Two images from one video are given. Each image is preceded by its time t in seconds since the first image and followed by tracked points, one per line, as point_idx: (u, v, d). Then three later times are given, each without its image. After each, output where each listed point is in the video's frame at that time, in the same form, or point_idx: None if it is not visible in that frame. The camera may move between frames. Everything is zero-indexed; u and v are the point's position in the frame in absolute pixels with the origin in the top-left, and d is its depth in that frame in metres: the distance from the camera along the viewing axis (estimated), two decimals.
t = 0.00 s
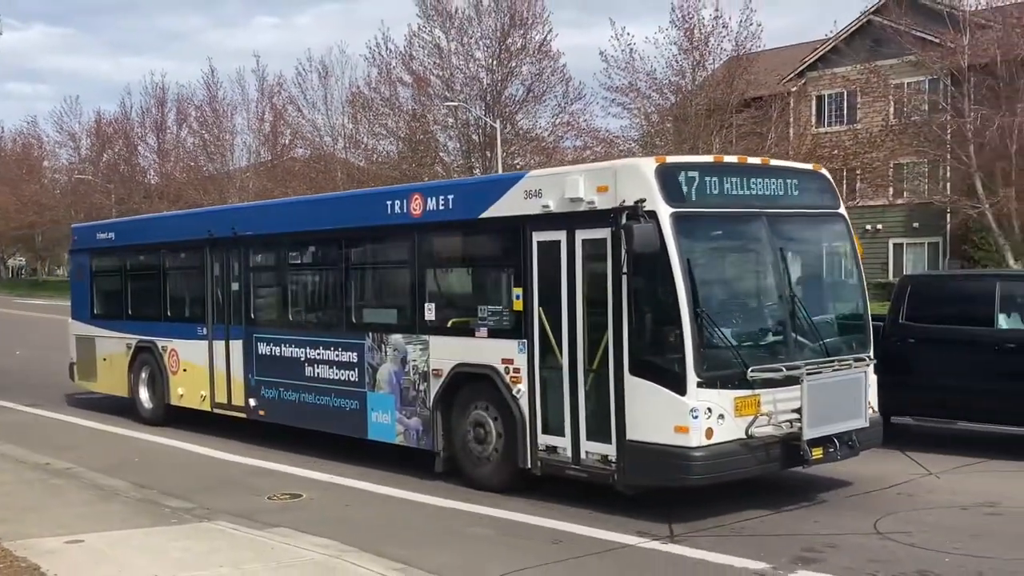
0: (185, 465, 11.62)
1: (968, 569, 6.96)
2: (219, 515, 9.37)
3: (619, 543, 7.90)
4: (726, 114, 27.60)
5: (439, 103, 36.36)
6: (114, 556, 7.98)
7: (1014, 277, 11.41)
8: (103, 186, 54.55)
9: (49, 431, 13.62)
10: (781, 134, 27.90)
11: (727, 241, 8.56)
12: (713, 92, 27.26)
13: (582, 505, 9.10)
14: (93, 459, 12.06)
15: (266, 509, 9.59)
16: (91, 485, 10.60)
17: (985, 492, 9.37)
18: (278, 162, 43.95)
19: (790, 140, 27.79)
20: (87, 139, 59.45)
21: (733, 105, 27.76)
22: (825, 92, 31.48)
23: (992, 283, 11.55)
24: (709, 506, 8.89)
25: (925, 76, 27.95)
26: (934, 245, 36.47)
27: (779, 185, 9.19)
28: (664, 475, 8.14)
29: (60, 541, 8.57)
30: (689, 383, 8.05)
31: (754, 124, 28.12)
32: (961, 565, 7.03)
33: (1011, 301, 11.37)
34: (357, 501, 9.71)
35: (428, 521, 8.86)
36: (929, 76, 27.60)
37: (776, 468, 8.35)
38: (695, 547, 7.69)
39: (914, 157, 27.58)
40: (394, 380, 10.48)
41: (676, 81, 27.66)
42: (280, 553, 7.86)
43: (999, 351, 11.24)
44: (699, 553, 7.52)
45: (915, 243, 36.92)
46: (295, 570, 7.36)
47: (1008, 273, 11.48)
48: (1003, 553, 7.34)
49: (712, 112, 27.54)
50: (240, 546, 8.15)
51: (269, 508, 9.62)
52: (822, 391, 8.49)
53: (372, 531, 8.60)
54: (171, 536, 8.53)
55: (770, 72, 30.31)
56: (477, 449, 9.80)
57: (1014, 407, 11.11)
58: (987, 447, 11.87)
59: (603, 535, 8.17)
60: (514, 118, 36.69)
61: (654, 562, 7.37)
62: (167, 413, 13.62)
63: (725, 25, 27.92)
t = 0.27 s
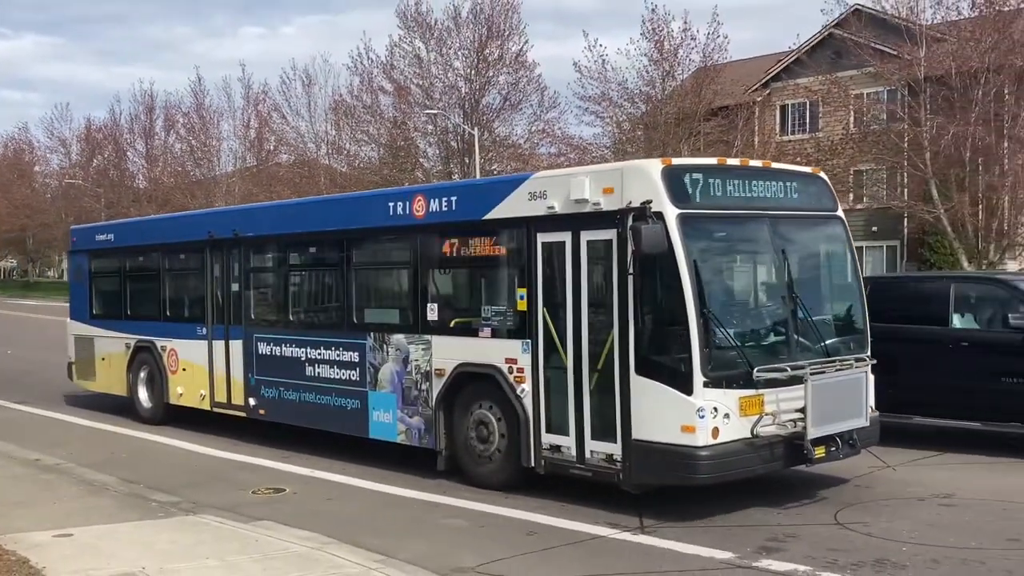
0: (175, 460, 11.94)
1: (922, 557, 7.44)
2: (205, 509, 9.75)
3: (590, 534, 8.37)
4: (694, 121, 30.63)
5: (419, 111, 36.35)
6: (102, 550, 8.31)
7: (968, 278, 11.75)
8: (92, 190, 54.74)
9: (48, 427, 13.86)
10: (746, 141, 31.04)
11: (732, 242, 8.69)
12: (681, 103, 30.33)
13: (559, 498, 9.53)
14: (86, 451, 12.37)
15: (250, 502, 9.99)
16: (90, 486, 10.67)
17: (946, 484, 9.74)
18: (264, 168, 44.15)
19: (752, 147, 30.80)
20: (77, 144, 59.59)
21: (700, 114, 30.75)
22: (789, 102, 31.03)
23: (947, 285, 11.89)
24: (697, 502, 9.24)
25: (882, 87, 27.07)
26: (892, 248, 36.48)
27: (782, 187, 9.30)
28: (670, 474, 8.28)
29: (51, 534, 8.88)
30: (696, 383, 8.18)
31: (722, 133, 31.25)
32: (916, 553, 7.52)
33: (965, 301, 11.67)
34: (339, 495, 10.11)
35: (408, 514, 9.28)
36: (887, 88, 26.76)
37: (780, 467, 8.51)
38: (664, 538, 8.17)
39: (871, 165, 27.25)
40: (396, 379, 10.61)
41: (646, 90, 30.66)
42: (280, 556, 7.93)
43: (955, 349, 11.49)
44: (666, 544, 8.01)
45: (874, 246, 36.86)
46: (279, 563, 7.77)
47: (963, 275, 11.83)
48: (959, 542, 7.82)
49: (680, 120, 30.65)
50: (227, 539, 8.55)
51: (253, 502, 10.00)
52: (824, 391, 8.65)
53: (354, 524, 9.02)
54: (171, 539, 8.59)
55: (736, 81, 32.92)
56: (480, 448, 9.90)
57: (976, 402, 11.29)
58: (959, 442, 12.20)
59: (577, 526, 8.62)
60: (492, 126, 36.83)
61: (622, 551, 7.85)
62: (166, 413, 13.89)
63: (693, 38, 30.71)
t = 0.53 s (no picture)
0: (163, 456, 11.99)
1: (890, 550, 7.79)
2: (192, 505, 9.81)
3: (568, 529, 8.68)
4: (671, 126, 31.08)
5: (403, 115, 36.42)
6: (89, 546, 8.33)
7: (934, 280, 11.83)
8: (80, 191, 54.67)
9: (42, 422, 14.16)
10: (721, 145, 31.27)
11: (732, 242, 8.74)
12: (658, 108, 30.74)
13: (547, 496, 9.68)
14: (73, 448, 12.39)
15: (235, 498, 10.05)
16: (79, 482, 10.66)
17: (914, 479, 9.92)
18: (250, 170, 44.15)
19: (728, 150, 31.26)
20: (65, 147, 59.48)
21: (677, 119, 31.08)
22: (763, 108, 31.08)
23: (914, 286, 11.95)
24: (689, 501, 9.37)
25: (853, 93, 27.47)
26: (862, 250, 36.37)
27: (779, 188, 9.36)
28: (669, 473, 8.33)
29: (40, 531, 8.86)
30: (697, 383, 8.22)
31: (698, 137, 31.61)
32: (885, 546, 7.87)
33: (932, 301, 11.74)
34: (323, 491, 10.26)
35: (392, 510, 9.49)
36: (858, 94, 26.95)
37: (779, 466, 8.58)
38: (640, 532, 8.52)
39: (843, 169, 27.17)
40: (393, 379, 10.67)
41: (625, 96, 31.10)
42: (271, 553, 7.93)
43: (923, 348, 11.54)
44: (640, 538, 8.36)
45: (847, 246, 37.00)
46: (264, 558, 7.78)
47: (929, 277, 11.90)
48: (928, 535, 8.15)
49: (657, 125, 31.07)
50: (213, 535, 8.59)
51: (238, 498, 10.08)
52: (822, 391, 8.72)
53: (339, 520, 9.20)
54: (161, 537, 8.59)
55: (711, 89, 33.45)
56: (478, 447, 9.94)
57: (943, 398, 11.32)
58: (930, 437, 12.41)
59: (557, 521, 8.91)
60: (474, 129, 36.75)
61: (600, 545, 8.19)
62: (160, 413, 14.16)
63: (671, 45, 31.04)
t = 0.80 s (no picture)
0: (153, 452, 12.03)
1: (865, 545, 8.01)
2: (180, 502, 9.86)
3: (553, 524, 8.83)
4: (652, 131, 31.58)
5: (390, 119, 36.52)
6: (78, 541, 8.36)
7: (908, 281, 11.93)
8: (71, 191, 54.65)
9: (35, 418, 14.23)
10: (701, 148, 31.75)
11: (722, 242, 8.84)
12: (640, 112, 31.26)
13: (538, 494, 9.78)
14: (63, 444, 12.41)
15: (224, 495, 10.10)
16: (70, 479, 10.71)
17: (889, 475, 10.08)
18: (239, 172, 44.19)
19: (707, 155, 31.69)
20: (55, 148, 59.42)
21: (657, 123, 31.58)
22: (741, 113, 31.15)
23: (888, 287, 12.04)
24: (678, 498, 9.49)
25: (828, 99, 27.47)
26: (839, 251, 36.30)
27: (767, 189, 9.48)
28: (661, 470, 8.43)
29: (29, 527, 8.87)
30: (689, 381, 8.32)
31: (678, 142, 32.03)
32: (860, 541, 8.09)
33: (905, 302, 11.85)
34: (311, 487, 10.33)
35: (379, 506, 9.58)
36: (832, 101, 27.09)
37: (769, 463, 8.70)
38: (623, 528, 8.67)
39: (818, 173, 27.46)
40: (386, 377, 10.73)
41: (607, 101, 31.56)
42: (260, 548, 8.00)
43: (897, 348, 11.64)
44: (623, 533, 8.51)
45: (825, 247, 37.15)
46: (251, 554, 7.82)
47: (903, 278, 12.01)
48: (909, 532, 8.30)
49: (639, 129, 31.53)
50: (201, 531, 8.63)
51: (226, 494, 10.14)
52: (811, 390, 8.84)
53: (326, 517, 9.28)
54: (151, 532, 8.65)
55: (692, 93, 33.85)
56: (471, 445, 10.02)
57: (918, 396, 11.43)
58: (908, 433, 12.58)
59: (541, 517, 9.06)
60: (459, 133, 36.94)
61: (582, 540, 8.33)
62: (154, 411, 14.20)
63: (652, 51, 31.38)
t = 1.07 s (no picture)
0: (144, 449, 12.08)
1: (846, 541, 8.14)
2: (170, 499, 9.92)
3: (540, 521, 8.93)
4: (638, 132, 31.79)
5: (380, 119, 36.56)
6: (69, 538, 8.40)
7: (889, 281, 12.06)
8: (62, 190, 54.58)
9: (27, 416, 14.28)
10: (686, 152, 32.10)
11: (708, 243, 8.95)
12: (626, 114, 31.42)
13: (527, 491, 9.88)
14: (54, 442, 12.45)
15: (215, 491, 10.17)
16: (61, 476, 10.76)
17: (872, 472, 10.20)
18: (229, 171, 44.19)
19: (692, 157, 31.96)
20: (47, 148, 59.32)
21: (643, 125, 31.80)
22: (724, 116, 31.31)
23: (869, 287, 12.17)
24: (665, 496, 9.61)
25: (812, 102, 27.71)
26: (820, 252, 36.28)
27: (753, 190, 9.59)
28: (649, 468, 8.53)
29: (20, 524, 8.91)
30: (677, 379, 8.43)
31: (663, 144, 32.33)
32: (841, 537, 8.22)
33: (886, 303, 11.99)
34: (301, 484, 10.40)
35: (369, 502, 9.66)
36: (816, 103, 27.37)
37: (754, 460, 8.83)
38: (609, 524, 8.78)
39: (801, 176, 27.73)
40: (377, 376, 10.82)
41: (594, 103, 31.68)
42: (250, 543, 8.08)
43: (878, 348, 11.78)
44: (609, 529, 8.62)
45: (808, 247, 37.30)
46: (241, 550, 7.87)
47: (884, 278, 12.14)
48: (890, 528, 8.45)
49: (625, 130, 31.73)
50: (191, 527, 8.68)
51: (217, 491, 10.20)
52: (796, 389, 8.97)
53: (316, 513, 9.35)
54: (141, 528, 8.71)
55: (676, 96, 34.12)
56: (460, 443, 10.12)
57: (900, 395, 11.56)
58: (891, 431, 12.73)
59: (528, 514, 9.16)
60: (448, 134, 37.03)
61: (568, 536, 8.43)
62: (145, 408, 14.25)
63: (638, 54, 31.58)
